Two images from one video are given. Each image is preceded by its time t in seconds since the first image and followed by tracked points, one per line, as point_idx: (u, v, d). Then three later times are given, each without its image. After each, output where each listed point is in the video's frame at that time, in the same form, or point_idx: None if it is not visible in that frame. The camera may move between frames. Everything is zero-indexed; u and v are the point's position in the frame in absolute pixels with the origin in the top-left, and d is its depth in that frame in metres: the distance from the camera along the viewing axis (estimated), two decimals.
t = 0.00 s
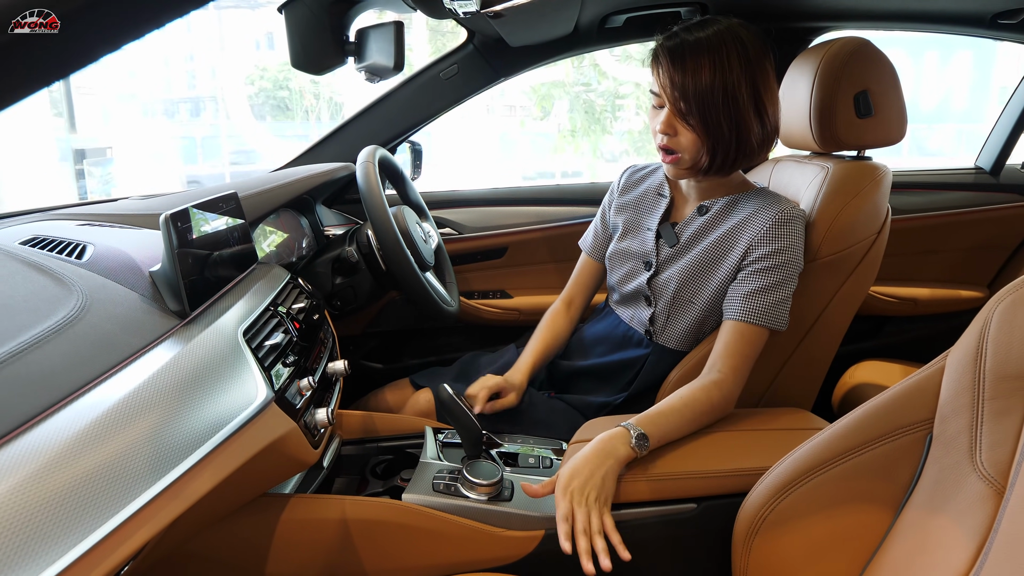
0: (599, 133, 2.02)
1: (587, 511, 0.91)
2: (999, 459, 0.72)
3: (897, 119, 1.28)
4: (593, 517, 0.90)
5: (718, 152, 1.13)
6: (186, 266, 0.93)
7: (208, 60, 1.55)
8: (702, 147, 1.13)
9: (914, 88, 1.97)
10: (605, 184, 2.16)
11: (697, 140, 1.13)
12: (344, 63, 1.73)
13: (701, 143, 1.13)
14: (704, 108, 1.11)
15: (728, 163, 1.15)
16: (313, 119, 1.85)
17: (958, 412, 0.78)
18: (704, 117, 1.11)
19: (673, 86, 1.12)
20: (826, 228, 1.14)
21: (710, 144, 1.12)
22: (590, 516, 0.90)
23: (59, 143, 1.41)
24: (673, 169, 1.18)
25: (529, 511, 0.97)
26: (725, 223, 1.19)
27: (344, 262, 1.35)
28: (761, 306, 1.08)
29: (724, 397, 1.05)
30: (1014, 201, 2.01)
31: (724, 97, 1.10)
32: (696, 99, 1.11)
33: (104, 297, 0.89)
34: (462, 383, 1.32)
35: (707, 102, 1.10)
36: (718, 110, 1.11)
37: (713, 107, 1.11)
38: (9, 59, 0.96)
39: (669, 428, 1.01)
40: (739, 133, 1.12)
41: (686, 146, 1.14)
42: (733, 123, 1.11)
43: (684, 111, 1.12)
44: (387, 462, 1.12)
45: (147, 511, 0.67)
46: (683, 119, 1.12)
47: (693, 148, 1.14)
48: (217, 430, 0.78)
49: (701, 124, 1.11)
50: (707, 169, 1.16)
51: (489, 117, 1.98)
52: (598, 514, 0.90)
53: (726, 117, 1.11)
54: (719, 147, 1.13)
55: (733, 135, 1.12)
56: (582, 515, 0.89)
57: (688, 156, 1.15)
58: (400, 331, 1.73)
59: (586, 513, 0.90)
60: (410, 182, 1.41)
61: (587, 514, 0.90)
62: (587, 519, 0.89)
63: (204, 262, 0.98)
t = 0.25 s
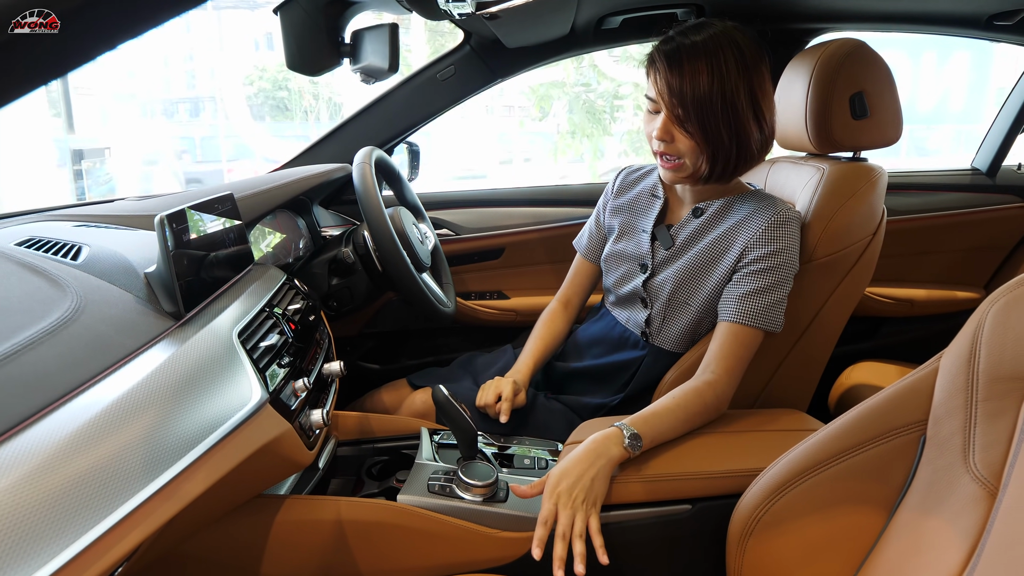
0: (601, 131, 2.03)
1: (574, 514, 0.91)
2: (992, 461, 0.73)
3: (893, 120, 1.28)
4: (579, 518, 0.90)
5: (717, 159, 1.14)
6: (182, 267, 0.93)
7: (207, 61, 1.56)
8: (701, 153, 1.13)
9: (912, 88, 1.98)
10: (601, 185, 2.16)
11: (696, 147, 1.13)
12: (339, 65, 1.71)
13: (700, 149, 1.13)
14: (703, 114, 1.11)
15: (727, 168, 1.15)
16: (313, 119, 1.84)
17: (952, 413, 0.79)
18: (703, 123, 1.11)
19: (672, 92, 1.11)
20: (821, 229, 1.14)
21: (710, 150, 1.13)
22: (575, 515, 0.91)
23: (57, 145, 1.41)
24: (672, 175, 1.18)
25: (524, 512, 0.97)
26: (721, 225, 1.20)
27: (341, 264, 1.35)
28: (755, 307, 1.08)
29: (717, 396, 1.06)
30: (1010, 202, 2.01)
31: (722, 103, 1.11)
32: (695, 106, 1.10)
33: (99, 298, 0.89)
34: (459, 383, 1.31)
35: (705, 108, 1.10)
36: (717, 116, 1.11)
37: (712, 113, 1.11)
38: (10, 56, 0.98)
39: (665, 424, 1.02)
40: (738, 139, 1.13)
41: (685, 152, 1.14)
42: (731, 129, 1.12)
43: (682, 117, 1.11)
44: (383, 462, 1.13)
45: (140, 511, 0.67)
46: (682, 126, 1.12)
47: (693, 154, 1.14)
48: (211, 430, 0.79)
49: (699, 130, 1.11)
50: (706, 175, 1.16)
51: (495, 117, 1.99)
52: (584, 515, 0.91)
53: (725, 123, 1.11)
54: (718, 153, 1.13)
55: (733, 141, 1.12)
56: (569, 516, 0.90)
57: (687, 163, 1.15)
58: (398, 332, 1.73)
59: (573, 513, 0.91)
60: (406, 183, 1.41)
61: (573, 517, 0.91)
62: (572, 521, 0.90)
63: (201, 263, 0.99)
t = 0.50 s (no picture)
0: (599, 133, 2.03)
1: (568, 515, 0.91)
2: (987, 462, 0.73)
3: (890, 120, 1.28)
4: (572, 519, 0.91)
5: (714, 160, 1.13)
6: (178, 268, 0.93)
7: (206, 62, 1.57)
8: (698, 153, 1.13)
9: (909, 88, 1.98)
10: (598, 186, 2.16)
11: (693, 148, 1.13)
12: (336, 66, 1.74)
13: (697, 150, 1.13)
14: (700, 114, 1.11)
15: (723, 169, 1.15)
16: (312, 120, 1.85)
17: (947, 414, 0.78)
18: (700, 124, 1.11)
19: (669, 93, 1.11)
20: (817, 230, 1.14)
21: (706, 151, 1.12)
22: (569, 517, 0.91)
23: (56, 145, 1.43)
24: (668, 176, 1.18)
25: (520, 514, 0.97)
26: (716, 226, 1.20)
27: (337, 264, 1.35)
28: (750, 308, 1.08)
29: (713, 397, 1.06)
30: (1008, 202, 2.01)
31: (719, 104, 1.11)
32: (692, 106, 1.11)
33: (94, 299, 0.89)
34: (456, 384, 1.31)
35: (702, 108, 1.10)
36: (714, 117, 1.11)
37: (709, 114, 1.11)
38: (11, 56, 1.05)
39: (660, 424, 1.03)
40: (735, 140, 1.13)
41: (681, 152, 1.14)
42: (728, 130, 1.12)
43: (679, 118, 1.11)
44: (380, 464, 1.12)
45: (134, 513, 0.67)
46: (679, 127, 1.12)
47: (689, 154, 1.14)
48: (206, 431, 0.78)
49: (696, 131, 1.11)
50: (703, 176, 1.16)
51: (496, 116, 1.99)
52: (578, 516, 0.91)
53: (722, 124, 1.11)
54: (715, 154, 1.13)
55: (729, 142, 1.12)
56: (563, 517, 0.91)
57: (683, 164, 1.15)
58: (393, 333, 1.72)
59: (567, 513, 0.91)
60: (403, 184, 1.41)
61: (566, 518, 0.91)
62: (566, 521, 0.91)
63: (197, 264, 0.99)
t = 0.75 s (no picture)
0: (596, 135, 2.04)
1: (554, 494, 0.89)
2: (981, 464, 0.73)
3: (885, 121, 1.28)
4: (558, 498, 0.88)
5: (710, 159, 1.13)
6: (174, 269, 0.94)
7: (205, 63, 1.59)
8: (694, 152, 1.13)
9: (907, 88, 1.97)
10: (595, 187, 2.16)
11: (689, 146, 1.13)
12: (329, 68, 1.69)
13: (693, 149, 1.13)
14: (696, 114, 1.11)
15: (719, 169, 1.15)
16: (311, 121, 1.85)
17: (941, 415, 0.78)
18: (696, 123, 1.11)
19: (666, 91, 1.11)
20: (813, 231, 1.14)
21: (702, 150, 1.12)
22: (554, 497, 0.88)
23: (55, 146, 1.43)
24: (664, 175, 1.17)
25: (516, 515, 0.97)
26: (712, 227, 1.20)
27: (333, 266, 1.35)
28: (745, 309, 1.08)
29: (710, 398, 1.06)
30: (1006, 202, 2.01)
31: (716, 103, 1.11)
32: (689, 105, 1.11)
33: (89, 302, 0.89)
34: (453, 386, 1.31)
35: (699, 107, 1.10)
36: (711, 116, 1.11)
37: (706, 113, 1.11)
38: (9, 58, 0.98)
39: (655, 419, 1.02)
40: (732, 139, 1.12)
41: (678, 151, 1.14)
42: (725, 129, 1.12)
43: (676, 116, 1.11)
44: (375, 464, 1.13)
45: (128, 515, 0.67)
46: (676, 125, 1.12)
47: (686, 153, 1.13)
48: (200, 434, 0.79)
49: (693, 130, 1.11)
50: (699, 175, 1.16)
51: (487, 119, 1.99)
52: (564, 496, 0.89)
53: (718, 123, 1.11)
54: (711, 153, 1.13)
55: (726, 141, 1.12)
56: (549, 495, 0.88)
57: (680, 162, 1.15)
58: (388, 334, 1.72)
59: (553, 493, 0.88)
60: (399, 185, 1.41)
61: (551, 496, 0.88)
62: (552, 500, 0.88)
63: (194, 266, 1.00)
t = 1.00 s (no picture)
0: (593, 136, 2.03)
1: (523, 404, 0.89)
2: (974, 464, 0.73)
3: (880, 121, 1.28)
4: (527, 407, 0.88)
5: (708, 159, 1.13)
6: (170, 271, 0.94)
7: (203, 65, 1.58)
8: (691, 152, 1.13)
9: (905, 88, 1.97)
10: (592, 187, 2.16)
11: (686, 146, 1.13)
12: (324, 72, 1.72)
13: (690, 148, 1.13)
14: (694, 113, 1.11)
15: (717, 169, 1.15)
16: (311, 122, 1.85)
17: (935, 416, 0.78)
18: (694, 123, 1.11)
19: (664, 91, 1.12)
20: (808, 232, 1.14)
21: (699, 150, 1.13)
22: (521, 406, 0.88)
23: (52, 148, 1.42)
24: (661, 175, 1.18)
25: (510, 516, 0.98)
26: (707, 227, 1.20)
27: (329, 268, 1.35)
28: (739, 310, 1.08)
29: (703, 394, 1.05)
30: (1002, 202, 2.01)
31: (713, 103, 1.11)
32: (687, 105, 1.11)
33: (83, 305, 0.89)
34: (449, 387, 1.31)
35: (697, 107, 1.10)
36: (709, 116, 1.11)
37: (704, 113, 1.11)
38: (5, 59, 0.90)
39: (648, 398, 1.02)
40: (729, 140, 1.12)
41: (676, 150, 1.14)
42: (722, 129, 1.12)
43: (674, 116, 1.12)
44: (372, 466, 1.13)
45: (121, 518, 0.67)
46: (674, 125, 1.12)
47: (684, 153, 1.14)
48: (193, 436, 0.79)
49: (690, 130, 1.11)
50: (697, 174, 1.16)
51: (487, 120, 1.99)
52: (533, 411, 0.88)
53: (716, 123, 1.11)
54: (708, 153, 1.13)
55: (723, 141, 1.12)
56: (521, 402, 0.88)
57: (677, 162, 1.15)
58: (388, 335, 1.73)
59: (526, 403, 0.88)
60: (395, 187, 1.42)
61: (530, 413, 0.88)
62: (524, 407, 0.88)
63: (191, 268, 1.00)
